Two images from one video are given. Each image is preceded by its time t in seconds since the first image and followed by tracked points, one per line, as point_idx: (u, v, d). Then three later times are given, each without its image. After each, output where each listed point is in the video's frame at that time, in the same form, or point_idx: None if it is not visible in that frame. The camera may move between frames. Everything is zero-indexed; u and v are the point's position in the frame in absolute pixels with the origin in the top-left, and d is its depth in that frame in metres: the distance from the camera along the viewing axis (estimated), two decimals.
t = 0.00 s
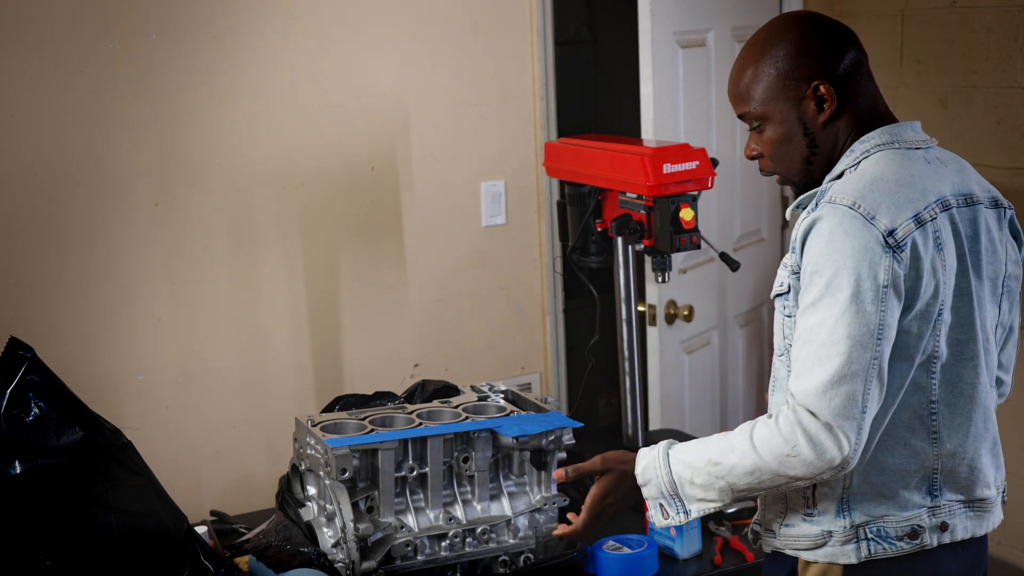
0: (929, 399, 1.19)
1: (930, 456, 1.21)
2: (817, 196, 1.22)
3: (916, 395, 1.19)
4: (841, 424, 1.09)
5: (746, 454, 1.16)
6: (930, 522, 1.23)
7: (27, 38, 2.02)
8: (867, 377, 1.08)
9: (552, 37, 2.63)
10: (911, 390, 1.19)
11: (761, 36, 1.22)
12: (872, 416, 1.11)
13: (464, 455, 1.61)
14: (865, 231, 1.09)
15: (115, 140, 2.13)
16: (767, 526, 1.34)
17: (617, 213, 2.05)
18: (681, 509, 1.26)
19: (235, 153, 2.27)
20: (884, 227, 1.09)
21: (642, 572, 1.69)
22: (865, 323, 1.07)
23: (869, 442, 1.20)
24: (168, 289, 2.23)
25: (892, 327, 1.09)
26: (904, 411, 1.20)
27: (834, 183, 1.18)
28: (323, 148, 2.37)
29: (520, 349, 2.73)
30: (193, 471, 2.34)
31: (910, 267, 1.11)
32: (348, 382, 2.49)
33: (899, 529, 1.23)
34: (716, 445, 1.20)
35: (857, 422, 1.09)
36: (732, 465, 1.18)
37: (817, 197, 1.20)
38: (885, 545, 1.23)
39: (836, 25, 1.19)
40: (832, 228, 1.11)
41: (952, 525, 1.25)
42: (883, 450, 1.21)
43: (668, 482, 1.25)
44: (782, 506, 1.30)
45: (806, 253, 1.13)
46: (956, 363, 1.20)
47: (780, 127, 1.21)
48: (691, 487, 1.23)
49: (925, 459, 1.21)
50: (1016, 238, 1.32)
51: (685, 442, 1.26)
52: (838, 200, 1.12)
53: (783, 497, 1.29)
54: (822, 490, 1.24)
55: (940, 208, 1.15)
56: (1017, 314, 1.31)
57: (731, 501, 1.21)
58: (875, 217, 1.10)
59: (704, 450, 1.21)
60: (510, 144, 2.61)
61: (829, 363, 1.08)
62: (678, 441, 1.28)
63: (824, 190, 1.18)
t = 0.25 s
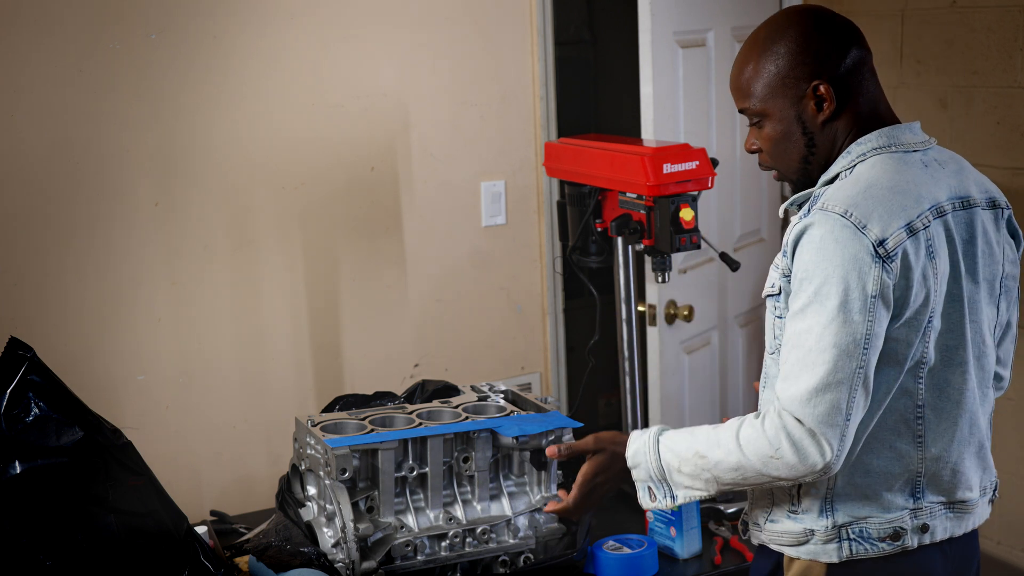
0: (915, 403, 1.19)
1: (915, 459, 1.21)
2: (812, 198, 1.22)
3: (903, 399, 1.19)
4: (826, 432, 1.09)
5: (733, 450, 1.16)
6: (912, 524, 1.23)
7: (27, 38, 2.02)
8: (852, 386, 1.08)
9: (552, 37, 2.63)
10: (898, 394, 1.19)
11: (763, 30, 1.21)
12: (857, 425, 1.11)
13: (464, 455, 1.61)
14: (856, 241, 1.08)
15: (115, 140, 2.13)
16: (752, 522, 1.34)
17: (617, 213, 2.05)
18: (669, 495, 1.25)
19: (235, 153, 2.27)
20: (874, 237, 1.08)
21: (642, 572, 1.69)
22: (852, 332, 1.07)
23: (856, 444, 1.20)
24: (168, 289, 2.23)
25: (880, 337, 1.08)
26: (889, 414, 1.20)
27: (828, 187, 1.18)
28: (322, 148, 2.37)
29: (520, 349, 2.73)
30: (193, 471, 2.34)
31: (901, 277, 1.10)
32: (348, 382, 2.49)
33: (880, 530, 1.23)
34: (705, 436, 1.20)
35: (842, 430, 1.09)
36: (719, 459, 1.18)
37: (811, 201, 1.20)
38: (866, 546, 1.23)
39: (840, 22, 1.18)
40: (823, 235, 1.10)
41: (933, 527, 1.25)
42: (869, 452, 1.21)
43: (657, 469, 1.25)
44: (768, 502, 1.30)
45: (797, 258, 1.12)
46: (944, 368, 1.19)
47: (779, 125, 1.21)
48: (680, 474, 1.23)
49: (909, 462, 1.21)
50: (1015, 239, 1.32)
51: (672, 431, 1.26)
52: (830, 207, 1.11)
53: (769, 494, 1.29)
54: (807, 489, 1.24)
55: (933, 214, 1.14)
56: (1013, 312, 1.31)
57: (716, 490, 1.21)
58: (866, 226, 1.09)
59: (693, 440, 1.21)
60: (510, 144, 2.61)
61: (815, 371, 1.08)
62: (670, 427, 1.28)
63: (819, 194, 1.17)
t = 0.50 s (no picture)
0: (912, 403, 1.19)
1: (912, 459, 1.21)
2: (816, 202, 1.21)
3: (900, 399, 1.19)
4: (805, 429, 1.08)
5: (744, 387, 1.12)
6: (911, 524, 1.23)
7: (27, 38, 2.02)
8: (839, 391, 1.07)
9: (552, 37, 2.63)
10: (897, 395, 1.19)
11: (748, 36, 1.20)
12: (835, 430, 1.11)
13: (464, 455, 1.61)
14: (862, 247, 1.07)
15: (115, 140, 2.13)
16: (750, 523, 1.33)
17: (617, 213, 2.05)
18: (681, 340, 1.20)
19: (235, 153, 2.27)
20: (880, 244, 1.08)
21: (642, 572, 1.69)
22: (847, 336, 1.06)
23: (855, 445, 1.20)
24: (168, 289, 2.23)
25: (874, 346, 1.07)
26: (887, 414, 1.20)
27: (835, 191, 1.17)
28: (322, 148, 2.37)
29: (520, 349, 2.73)
30: (193, 471, 2.34)
31: (904, 283, 1.10)
32: (348, 382, 2.49)
33: (880, 531, 1.22)
34: (743, 354, 1.14)
35: (819, 432, 1.09)
36: (731, 384, 1.13)
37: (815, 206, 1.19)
38: (866, 546, 1.23)
39: (824, 26, 1.17)
40: (830, 237, 1.09)
41: (931, 526, 1.24)
42: (867, 453, 1.21)
43: (688, 317, 1.19)
44: (766, 504, 1.30)
45: (802, 257, 1.11)
46: (941, 368, 1.19)
47: (766, 130, 1.20)
48: (697, 338, 1.18)
49: (907, 463, 1.21)
50: (1006, 235, 1.31)
51: (735, 315, 1.18)
52: (838, 211, 1.10)
53: (767, 495, 1.29)
54: (806, 491, 1.23)
55: (936, 218, 1.14)
56: (1006, 309, 1.31)
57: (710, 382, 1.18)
58: (873, 232, 1.08)
59: (733, 339, 1.15)
60: (510, 144, 2.61)
61: (810, 367, 1.06)
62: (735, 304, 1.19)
63: (826, 198, 1.16)
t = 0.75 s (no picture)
0: (909, 402, 1.19)
1: (909, 458, 1.21)
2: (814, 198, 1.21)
3: (897, 398, 1.19)
4: (788, 423, 1.09)
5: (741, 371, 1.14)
6: (908, 522, 1.23)
7: (27, 38, 2.02)
8: (824, 387, 1.07)
9: (552, 37, 2.63)
10: (894, 394, 1.19)
11: (737, 43, 1.21)
12: (823, 429, 1.10)
13: (464, 455, 1.61)
14: (859, 243, 1.07)
15: (115, 140, 2.13)
16: (748, 524, 1.33)
17: (617, 213, 2.05)
18: (700, 321, 1.22)
19: (235, 153, 2.27)
20: (877, 242, 1.08)
21: (642, 572, 1.69)
22: (835, 331, 1.06)
23: (854, 445, 1.20)
24: (168, 289, 2.23)
25: (866, 345, 1.07)
26: (884, 413, 1.20)
27: (833, 188, 1.16)
28: (322, 148, 2.37)
29: (521, 349, 2.73)
30: (194, 471, 2.34)
31: (901, 282, 1.10)
32: (348, 382, 2.49)
33: (878, 529, 1.22)
34: (751, 339, 1.16)
35: (802, 428, 1.09)
36: (731, 367, 1.16)
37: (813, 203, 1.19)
38: (864, 546, 1.23)
39: (812, 29, 1.18)
40: (828, 232, 1.09)
41: (927, 524, 1.24)
42: (864, 451, 1.21)
43: (710, 300, 1.21)
44: (764, 504, 1.30)
45: (800, 252, 1.12)
46: (937, 366, 1.19)
47: (760, 134, 1.20)
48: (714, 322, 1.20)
49: (904, 461, 1.21)
50: (995, 233, 1.32)
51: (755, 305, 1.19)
52: (835, 207, 1.11)
53: (766, 495, 1.29)
54: (803, 491, 1.24)
55: (934, 216, 1.14)
56: (993, 307, 1.30)
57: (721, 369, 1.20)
58: (871, 230, 1.08)
59: (747, 326, 1.17)
60: (510, 144, 2.61)
61: (796, 360, 1.07)
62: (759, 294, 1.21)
63: (825, 195, 1.16)
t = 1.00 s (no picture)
0: (908, 401, 1.19)
1: (909, 456, 1.21)
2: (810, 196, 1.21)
3: (897, 397, 1.19)
4: (783, 419, 1.09)
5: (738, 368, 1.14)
6: (905, 521, 1.23)
7: (28, 39, 2.02)
8: (820, 384, 1.07)
9: (552, 37, 2.63)
10: (894, 393, 1.19)
11: (731, 50, 1.21)
12: (819, 426, 1.10)
13: (464, 455, 1.61)
14: (856, 240, 1.07)
15: (115, 140, 2.13)
16: (746, 522, 1.33)
17: (617, 214, 2.05)
18: (694, 321, 1.22)
19: (235, 153, 2.27)
20: (875, 239, 1.08)
21: (642, 572, 1.69)
22: (830, 327, 1.06)
23: (853, 443, 1.20)
24: (168, 289, 2.23)
25: (862, 341, 1.07)
26: (884, 412, 1.20)
27: (831, 185, 1.16)
28: (322, 148, 2.37)
29: (521, 349, 2.73)
30: (194, 471, 2.34)
31: (899, 279, 1.10)
32: (348, 382, 2.49)
33: (876, 528, 1.22)
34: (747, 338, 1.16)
35: (797, 424, 1.09)
36: (727, 364, 1.16)
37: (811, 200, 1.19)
38: (862, 544, 1.23)
39: (805, 33, 1.18)
40: (825, 229, 1.09)
41: (924, 522, 1.24)
42: (863, 450, 1.21)
43: (705, 298, 1.21)
44: (763, 502, 1.30)
45: (797, 249, 1.12)
46: (936, 365, 1.20)
47: (759, 141, 1.20)
48: (710, 320, 1.20)
49: (903, 460, 1.21)
50: (993, 232, 1.32)
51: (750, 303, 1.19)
52: (833, 203, 1.11)
53: (764, 494, 1.29)
54: (802, 489, 1.24)
55: (933, 214, 1.14)
56: (989, 305, 1.29)
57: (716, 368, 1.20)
58: (869, 227, 1.08)
59: (742, 323, 1.17)
60: (510, 144, 2.61)
61: (791, 356, 1.07)
62: (753, 294, 1.20)
63: (822, 191, 1.16)
